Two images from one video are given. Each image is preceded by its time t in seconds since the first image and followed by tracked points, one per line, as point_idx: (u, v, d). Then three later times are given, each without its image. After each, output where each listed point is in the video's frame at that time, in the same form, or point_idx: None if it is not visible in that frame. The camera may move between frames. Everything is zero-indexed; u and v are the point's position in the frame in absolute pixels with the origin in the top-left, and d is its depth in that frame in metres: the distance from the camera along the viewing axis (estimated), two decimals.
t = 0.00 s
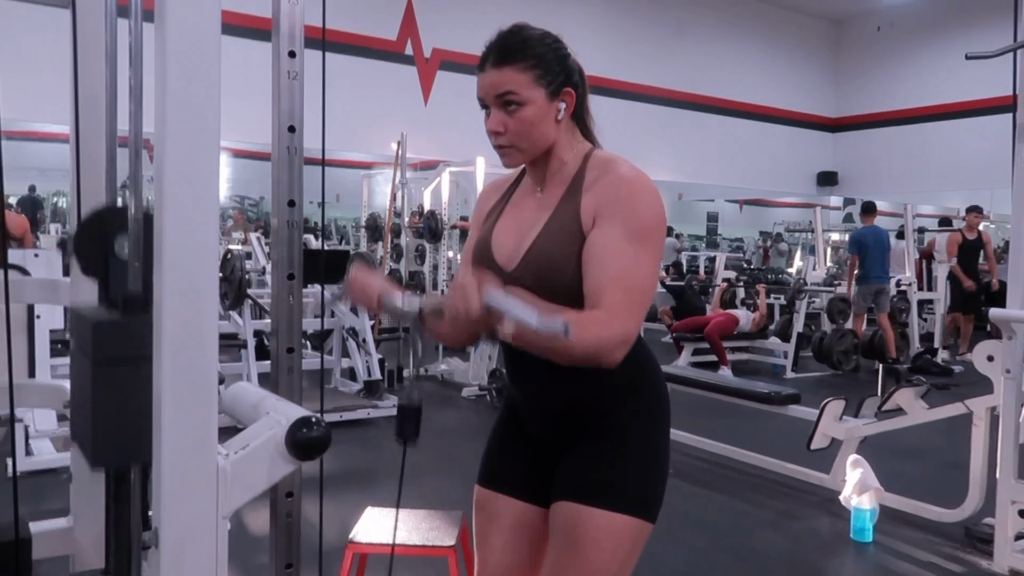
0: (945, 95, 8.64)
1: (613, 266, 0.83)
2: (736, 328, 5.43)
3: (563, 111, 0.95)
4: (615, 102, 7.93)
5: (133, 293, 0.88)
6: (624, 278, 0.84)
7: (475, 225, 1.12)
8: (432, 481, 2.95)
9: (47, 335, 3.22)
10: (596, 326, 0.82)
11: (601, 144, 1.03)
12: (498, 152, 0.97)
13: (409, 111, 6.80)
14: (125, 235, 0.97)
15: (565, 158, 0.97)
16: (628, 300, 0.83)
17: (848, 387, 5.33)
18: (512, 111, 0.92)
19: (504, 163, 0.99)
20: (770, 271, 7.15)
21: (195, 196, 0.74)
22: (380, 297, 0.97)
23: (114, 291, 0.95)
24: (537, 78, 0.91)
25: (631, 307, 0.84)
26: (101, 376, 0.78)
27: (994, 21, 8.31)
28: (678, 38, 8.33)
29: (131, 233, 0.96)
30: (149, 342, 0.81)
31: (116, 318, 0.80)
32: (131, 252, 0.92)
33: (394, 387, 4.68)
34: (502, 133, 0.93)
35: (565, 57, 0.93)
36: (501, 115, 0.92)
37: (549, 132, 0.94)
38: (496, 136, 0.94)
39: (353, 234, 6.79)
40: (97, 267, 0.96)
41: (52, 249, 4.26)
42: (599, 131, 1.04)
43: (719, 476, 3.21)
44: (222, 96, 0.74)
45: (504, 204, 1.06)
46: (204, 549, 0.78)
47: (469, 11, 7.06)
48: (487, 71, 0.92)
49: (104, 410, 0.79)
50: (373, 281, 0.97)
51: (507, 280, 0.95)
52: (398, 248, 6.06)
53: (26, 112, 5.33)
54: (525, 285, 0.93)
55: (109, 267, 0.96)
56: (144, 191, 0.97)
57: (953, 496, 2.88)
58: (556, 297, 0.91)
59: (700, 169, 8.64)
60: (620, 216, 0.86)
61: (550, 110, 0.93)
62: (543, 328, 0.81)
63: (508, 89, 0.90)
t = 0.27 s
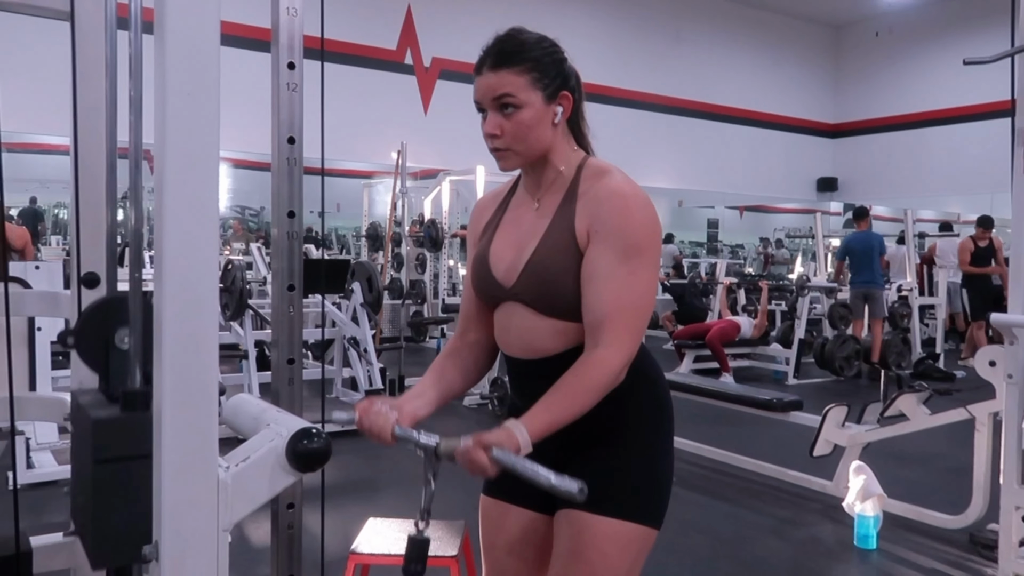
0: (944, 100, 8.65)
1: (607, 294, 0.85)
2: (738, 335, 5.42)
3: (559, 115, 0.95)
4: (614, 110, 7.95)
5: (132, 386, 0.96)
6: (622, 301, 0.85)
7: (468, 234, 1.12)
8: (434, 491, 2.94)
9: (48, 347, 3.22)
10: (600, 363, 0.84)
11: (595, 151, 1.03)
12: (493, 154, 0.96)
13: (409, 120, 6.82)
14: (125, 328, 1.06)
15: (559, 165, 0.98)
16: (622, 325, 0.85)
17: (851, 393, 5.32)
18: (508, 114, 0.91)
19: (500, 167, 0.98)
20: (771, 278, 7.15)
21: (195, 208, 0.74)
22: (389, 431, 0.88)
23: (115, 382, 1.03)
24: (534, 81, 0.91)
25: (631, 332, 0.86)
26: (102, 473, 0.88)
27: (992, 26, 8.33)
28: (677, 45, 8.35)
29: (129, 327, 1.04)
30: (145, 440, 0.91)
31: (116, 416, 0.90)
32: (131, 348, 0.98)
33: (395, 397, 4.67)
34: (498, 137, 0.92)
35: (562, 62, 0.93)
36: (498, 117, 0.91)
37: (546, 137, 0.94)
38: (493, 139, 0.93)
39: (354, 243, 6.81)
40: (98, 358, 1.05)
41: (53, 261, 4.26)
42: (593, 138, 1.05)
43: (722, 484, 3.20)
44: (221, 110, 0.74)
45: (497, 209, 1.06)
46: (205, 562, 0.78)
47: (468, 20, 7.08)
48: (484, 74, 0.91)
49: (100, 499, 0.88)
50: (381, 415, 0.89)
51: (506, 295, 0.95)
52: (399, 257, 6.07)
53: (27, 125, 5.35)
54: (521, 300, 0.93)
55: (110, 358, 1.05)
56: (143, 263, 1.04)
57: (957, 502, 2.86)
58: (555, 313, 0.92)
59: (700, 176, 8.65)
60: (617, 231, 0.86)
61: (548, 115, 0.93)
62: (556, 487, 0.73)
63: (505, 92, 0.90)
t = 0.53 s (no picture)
0: (943, 102, 8.66)
1: (600, 301, 0.85)
2: (737, 337, 5.42)
3: (555, 115, 0.95)
4: (614, 112, 7.95)
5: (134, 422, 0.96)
6: (614, 310, 0.85)
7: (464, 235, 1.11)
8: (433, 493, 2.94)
9: (48, 349, 3.22)
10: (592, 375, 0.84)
11: (591, 153, 1.03)
12: (489, 154, 0.96)
13: (409, 122, 6.82)
14: (126, 361, 1.04)
15: (555, 165, 0.98)
16: (614, 332, 0.85)
17: (851, 395, 5.32)
18: (503, 113, 0.91)
19: (495, 167, 0.98)
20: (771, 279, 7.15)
21: (194, 209, 0.74)
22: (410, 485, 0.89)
23: (115, 420, 1.02)
24: (529, 80, 0.91)
25: (623, 342, 0.86)
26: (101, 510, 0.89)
27: (991, 28, 8.34)
28: (677, 47, 8.36)
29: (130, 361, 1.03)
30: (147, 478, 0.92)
31: (118, 452, 0.90)
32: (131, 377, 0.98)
33: (395, 399, 4.67)
34: (493, 135, 0.92)
35: (558, 62, 0.94)
36: (492, 117, 0.92)
37: (541, 137, 0.94)
38: (488, 139, 0.93)
39: (353, 246, 6.81)
40: (99, 393, 1.03)
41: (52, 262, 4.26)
42: (589, 139, 1.05)
43: (722, 486, 3.20)
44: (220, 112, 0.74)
45: (492, 210, 1.06)
46: (204, 563, 0.78)
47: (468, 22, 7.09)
48: (480, 74, 0.92)
49: (102, 533, 0.89)
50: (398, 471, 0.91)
51: (501, 298, 0.95)
52: (399, 259, 6.08)
53: (27, 128, 5.34)
54: (516, 302, 0.93)
55: (111, 393, 1.03)
56: (143, 267, 1.04)
57: (957, 504, 2.86)
58: (549, 317, 0.92)
59: (700, 179, 8.66)
60: (608, 237, 0.86)
61: (543, 115, 0.93)
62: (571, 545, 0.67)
63: (500, 91, 0.90)
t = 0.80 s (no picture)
0: (944, 99, 8.66)
1: (597, 302, 0.85)
2: (741, 336, 5.42)
3: (555, 115, 0.95)
4: (614, 113, 7.96)
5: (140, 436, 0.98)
6: (611, 312, 0.86)
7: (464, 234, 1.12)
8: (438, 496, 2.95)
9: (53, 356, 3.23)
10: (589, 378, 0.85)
11: (590, 153, 1.03)
12: (490, 154, 0.96)
13: (411, 125, 6.84)
14: (131, 375, 1.05)
15: (554, 165, 0.98)
16: (612, 334, 0.86)
17: (854, 393, 5.32)
18: (504, 113, 0.92)
19: (496, 167, 0.99)
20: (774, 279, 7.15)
21: (199, 216, 0.74)
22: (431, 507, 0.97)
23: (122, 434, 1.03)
24: (530, 81, 0.91)
25: (619, 344, 0.87)
26: (109, 523, 0.92)
27: (991, 25, 8.33)
28: (676, 48, 8.37)
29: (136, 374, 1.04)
30: (153, 489, 0.94)
31: (124, 466, 0.93)
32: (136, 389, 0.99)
33: (399, 402, 4.68)
34: (493, 135, 0.92)
35: (558, 63, 0.94)
36: (493, 117, 0.92)
37: (541, 136, 0.94)
38: (489, 138, 0.93)
39: (356, 249, 6.83)
40: (105, 409, 1.04)
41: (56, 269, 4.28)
42: (589, 139, 1.05)
43: (727, 486, 3.20)
44: (224, 119, 0.75)
45: (492, 210, 1.06)
46: (210, 566, 0.78)
47: (468, 25, 7.11)
48: (481, 74, 0.92)
49: (110, 545, 0.92)
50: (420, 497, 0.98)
51: (502, 297, 0.96)
52: (401, 262, 6.10)
53: (30, 136, 5.36)
54: (516, 302, 0.94)
55: (116, 407, 1.04)
56: (147, 273, 1.04)
57: (963, 502, 2.86)
58: (550, 317, 0.93)
59: (702, 179, 8.66)
60: (605, 237, 0.86)
61: (543, 115, 0.93)
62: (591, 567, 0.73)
63: (501, 91, 0.91)
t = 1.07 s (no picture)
0: (946, 99, 8.64)
1: (595, 306, 0.85)
2: (744, 337, 5.41)
3: (554, 117, 0.95)
4: (616, 114, 7.95)
5: (143, 441, 0.98)
6: (611, 315, 0.86)
7: (464, 236, 1.11)
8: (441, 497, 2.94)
9: (56, 359, 3.24)
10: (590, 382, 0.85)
11: (590, 155, 1.03)
12: (489, 155, 0.96)
13: (413, 127, 6.85)
14: (134, 380, 1.05)
15: (554, 167, 0.98)
16: (611, 337, 0.86)
17: (858, 394, 5.31)
18: (502, 114, 0.91)
19: (495, 168, 0.98)
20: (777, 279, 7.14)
21: (202, 220, 0.74)
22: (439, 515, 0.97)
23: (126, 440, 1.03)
24: (528, 81, 0.91)
25: (620, 346, 0.86)
26: (112, 528, 0.92)
27: (994, 24, 8.32)
28: (678, 49, 8.36)
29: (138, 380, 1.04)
30: (156, 495, 0.94)
31: (126, 472, 0.93)
32: (138, 394, 1.00)
33: (402, 404, 4.68)
34: (492, 137, 0.92)
35: (556, 64, 0.94)
36: (492, 118, 0.92)
37: (539, 138, 0.94)
38: (487, 140, 0.93)
39: (358, 251, 6.85)
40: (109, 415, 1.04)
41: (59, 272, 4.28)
42: (588, 141, 1.05)
43: (730, 487, 3.19)
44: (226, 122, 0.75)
45: (492, 212, 1.06)
46: (212, 569, 0.78)
47: (469, 27, 7.11)
48: (479, 75, 0.92)
49: (113, 551, 0.92)
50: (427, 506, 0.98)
51: (503, 301, 0.95)
52: (404, 264, 6.12)
53: (32, 138, 5.37)
54: (517, 304, 0.94)
55: (120, 413, 1.04)
56: (148, 276, 1.04)
57: (968, 504, 2.85)
58: (550, 321, 0.92)
59: (704, 180, 8.66)
60: (603, 239, 0.85)
61: (542, 116, 0.93)
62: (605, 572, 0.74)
63: (499, 92, 0.90)
